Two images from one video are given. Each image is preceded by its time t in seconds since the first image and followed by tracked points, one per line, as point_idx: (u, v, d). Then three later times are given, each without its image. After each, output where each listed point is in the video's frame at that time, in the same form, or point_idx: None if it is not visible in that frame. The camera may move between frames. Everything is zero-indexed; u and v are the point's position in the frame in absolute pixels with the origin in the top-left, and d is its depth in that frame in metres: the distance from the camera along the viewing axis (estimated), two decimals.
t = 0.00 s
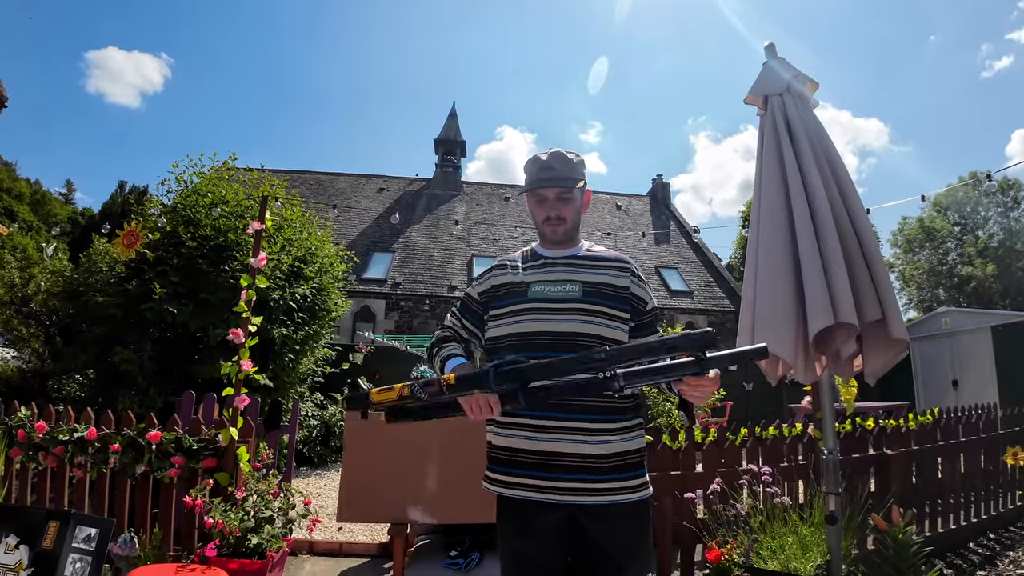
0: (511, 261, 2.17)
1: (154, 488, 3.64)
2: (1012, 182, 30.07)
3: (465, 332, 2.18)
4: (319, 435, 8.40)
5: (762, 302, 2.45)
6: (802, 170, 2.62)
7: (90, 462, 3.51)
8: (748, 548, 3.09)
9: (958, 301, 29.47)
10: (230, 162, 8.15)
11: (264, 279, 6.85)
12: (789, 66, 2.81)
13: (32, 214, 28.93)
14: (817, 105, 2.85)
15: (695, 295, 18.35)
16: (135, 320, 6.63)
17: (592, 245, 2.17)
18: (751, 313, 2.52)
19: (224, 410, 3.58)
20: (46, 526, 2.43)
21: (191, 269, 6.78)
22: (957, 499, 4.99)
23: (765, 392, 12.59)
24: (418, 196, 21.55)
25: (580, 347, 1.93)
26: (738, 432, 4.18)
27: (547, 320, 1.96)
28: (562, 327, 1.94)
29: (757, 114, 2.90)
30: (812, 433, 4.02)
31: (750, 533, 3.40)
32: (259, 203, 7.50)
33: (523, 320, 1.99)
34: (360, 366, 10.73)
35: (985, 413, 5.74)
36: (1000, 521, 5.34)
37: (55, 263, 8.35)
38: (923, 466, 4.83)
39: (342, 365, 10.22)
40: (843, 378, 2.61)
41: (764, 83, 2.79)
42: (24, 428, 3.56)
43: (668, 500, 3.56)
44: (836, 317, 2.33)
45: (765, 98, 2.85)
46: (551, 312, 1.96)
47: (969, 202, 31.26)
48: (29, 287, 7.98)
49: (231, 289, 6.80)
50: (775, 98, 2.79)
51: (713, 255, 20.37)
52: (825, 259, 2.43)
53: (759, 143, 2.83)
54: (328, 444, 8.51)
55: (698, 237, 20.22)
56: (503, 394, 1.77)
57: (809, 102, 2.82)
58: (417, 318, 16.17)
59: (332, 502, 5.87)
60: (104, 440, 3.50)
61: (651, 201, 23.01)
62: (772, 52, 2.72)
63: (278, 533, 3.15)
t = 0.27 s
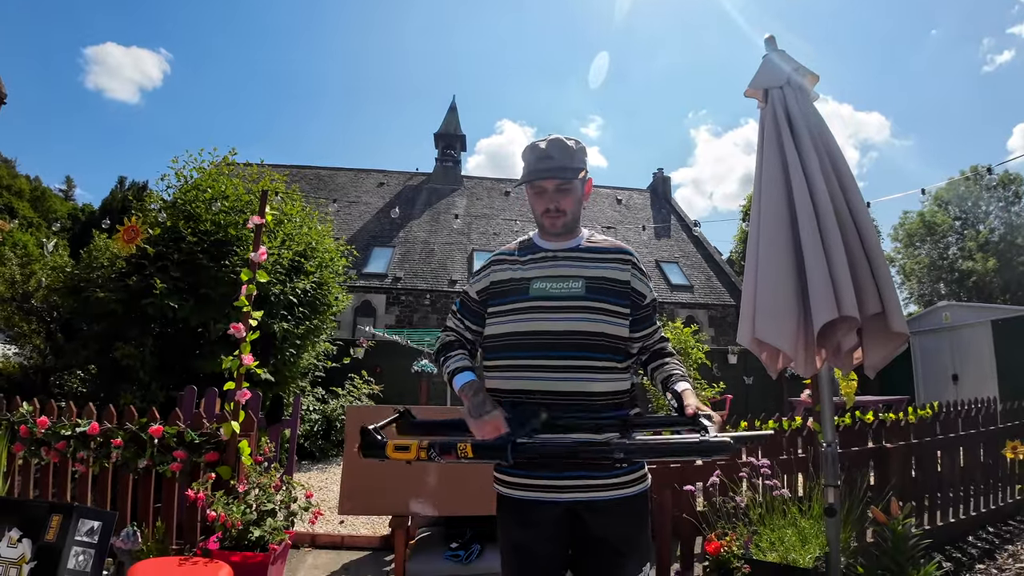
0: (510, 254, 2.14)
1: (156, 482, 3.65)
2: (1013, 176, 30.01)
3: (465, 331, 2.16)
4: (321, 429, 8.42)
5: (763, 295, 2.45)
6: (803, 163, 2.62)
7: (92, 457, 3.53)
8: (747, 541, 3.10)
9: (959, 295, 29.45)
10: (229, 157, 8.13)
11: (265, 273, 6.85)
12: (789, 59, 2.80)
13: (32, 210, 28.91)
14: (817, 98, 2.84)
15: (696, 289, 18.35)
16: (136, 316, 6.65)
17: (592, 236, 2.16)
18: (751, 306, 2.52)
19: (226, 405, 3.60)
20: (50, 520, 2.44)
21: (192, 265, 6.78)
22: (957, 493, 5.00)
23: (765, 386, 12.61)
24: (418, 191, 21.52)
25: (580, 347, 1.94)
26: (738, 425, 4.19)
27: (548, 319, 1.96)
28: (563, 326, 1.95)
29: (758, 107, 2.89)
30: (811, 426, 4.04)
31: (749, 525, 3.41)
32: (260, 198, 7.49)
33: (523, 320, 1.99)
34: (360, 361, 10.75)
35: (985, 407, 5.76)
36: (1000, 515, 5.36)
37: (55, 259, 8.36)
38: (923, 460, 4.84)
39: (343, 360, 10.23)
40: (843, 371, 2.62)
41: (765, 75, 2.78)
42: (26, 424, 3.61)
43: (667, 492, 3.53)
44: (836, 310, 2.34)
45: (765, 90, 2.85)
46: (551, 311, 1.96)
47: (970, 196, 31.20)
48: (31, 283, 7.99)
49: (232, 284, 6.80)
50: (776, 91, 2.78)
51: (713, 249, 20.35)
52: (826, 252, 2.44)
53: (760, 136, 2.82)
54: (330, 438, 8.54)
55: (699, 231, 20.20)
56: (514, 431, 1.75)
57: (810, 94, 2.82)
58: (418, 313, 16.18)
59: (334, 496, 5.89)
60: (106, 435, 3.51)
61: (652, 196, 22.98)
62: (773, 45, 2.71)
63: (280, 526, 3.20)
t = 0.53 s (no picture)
0: (504, 251, 2.10)
1: (158, 477, 3.67)
2: (1015, 170, 29.93)
3: (462, 336, 2.10)
4: (322, 423, 8.44)
5: (764, 288, 2.45)
6: (804, 156, 2.61)
7: (93, 452, 3.54)
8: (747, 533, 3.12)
9: (960, 290, 29.42)
10: (229, 151, 8.11)
11: (266, 268, 6.84)
12: (791, 51, 2.79)
13: (31, 206, 28.90)
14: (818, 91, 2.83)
15: (696, 284, 18.34)
16: (136, 310, 6.66)
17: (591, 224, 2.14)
18: (752, 299, 2.52)
19: (227, 399, 3.61)
20: (52, 514, 2.43)
21: (192, 259, 6.78)
22: (957, 487, 5.01)
23: (766, 380, 12.62)
24: (418, 185, 21.48)
25: (577, 352, 1.93)
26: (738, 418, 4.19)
27: (545, 325, 1.95)
28: (560, 330, 1.93)
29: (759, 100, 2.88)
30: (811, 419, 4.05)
31: (749, 518, 3.42)
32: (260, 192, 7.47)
33: (517, 327, 1.97)
34: (361, 355, 10.77)
35: (986, 401, 5.76)
36: (1000, 509, 5.37)
37: (55, 255, 8.35)
38: (923, 453, 4.85)
39: (344, 354, 10.25)
40: (843, 364, 2.63)
41: (766, 67, 2.77)
42: (28, 419, 3.62)
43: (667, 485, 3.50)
44: (837, 303, 2.34)
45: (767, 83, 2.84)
46: (548, 316, 1.94)
47: (971, 190, 31.13)
48: (32, 279, 8.00)
49: (232, 278, 6.80)
50: (777, 84, 2.77)
51: (714, 243, 20.33)
52: (827, 245, 2.44)
53: (761, 129, 2.82)
54: (331, 432, 8.55)
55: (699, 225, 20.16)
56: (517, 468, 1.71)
57: (811, 87, 2.81)
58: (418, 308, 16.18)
59: (336, 490, 5.91)
60: (108, 430, 3.53)
61: (652, 189, 22.93)
62: (774, 37, 2.70)
63: (282, 519, 3.19)
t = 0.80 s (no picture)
0: (520, 250, 1.93)
1: (159, 472, 3.68)
2: (1015, 164, 29.88)
3: (474, 340, 1.96)
4: (322, 417, 8.46)
5: (762, 280, 2.44)
6: (804, 148, 2.60)
7: (93, 447, 3.54)
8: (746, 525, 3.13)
9: (960, 284, 29.43)
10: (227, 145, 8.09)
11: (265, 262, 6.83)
12: (791, 42, 2.77)
13: (30, 200, 28.86)
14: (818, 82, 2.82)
15: (696, 277, 18.34)
16: (136, 305, 6.66)
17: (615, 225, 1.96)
18: (750, 291, 2.51)
19: (227, 393, 3.61)
20: (50, 509, 2.42)
21: (191, 254, 6.77)
22: (957, 480, 5.02)
23: (765, 373, 12.64)
24: (418, 178, 21.44)
25: (585, 368, 1.81)
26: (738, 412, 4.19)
27: (551, 337, 1.83)
28: (564, 345, 1.82)
29: (759, 91, 2.87)
30: (812, 413, 4.05)
31: (749, 511, 3.43)
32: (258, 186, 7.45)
33: (521, 334, 1.86)
34: (361, 349, 10.78)
35: (986, 395, 5.77)
36: (999, 502, 5.38)
37: (55, 250, 8.36)
38: (923, 447, 4.86)
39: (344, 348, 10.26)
40: (842, 357, 2.62)
41: (766, 59, 2.75)
42: (28, 414, 3.62)
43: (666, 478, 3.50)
44: (834, 295, 2.33)
45: (767, 75, 2.82)
46: (563, 332, 1.82)
47: (972, 184, 31.09)
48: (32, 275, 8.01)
49: (231, 272, 6.80)
50: (777, 75, 2.75)
51: (714, 237, 20.32)
52: (825, 237, 2.43)
53: (761, 120, 2.80)
54: (332, 426, 8.57)
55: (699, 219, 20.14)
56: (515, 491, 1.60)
57: (811, 78, 2.79)
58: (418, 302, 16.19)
59: (336, 483, 5.92)
60: (108, 425, 3.53)
61: (653, 183, 22.89)
62: (774, 28, 2.68)
63: (283, 512, 3.18)
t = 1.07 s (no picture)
0: (568, 246, 1.90)
1: (159, 466, 3.69)
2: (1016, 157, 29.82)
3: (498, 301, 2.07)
4: (323, 411, 8.48)
5: (761, 272, 2.44)
6: (804, 139, 2.59)
7: (94, 441, 3.55)
8: (746, 517, 3.14)
9: (960, 277, 29.43)
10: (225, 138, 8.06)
11: (264, 256, 6.82)
12: (792, 33, 2.76)
13: (28, 196, 28.82)
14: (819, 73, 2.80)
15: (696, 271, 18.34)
16: (135, 300, 6.67)
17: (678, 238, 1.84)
18: (749, 283, 2.51)
19: (227, 386, 3.62)
20: (51, 503, 2.37)
21: (190, 248, 6.76)
22: (956, 473, 5.04)
23: (765, 367, 12.66)
24: (417, 172, 21.39)
25: (615, 381, 1.81)
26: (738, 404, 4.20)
27: (581, 345, 1.84)
28: (592, 355, 1.83)
29: (760, 82, 2.85)
30: (811, 405, 4.06)
31: (749, 503, 3.44)
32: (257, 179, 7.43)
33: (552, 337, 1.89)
34: (361, 343, 10.79)
35: (985, 388, 5.78)
36: (998, 495, 5.40)
37: (54, 245, 8.35)
38: (922, 440, 4.87)
39: (344, 342, 10.26)
40: (841, 349, 2.63)
41: (767, 49, 2.74)
42: (29, 409, 3.62)
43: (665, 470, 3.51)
44: (833, 287, 2.33)
45: (768, 66, 2.81)
46: (596, 343, 1.81)
47: (972, 177, 31.04)
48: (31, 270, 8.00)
49: (230, 266, 6.80)
50: (778, 66, 2.74)
51: (714, 231, 20.29)
52: (825, 229, 2.42)
53: (761, 112, 2.79)
54: (332, 419, 8.59)
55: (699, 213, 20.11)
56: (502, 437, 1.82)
57: (812, 69, 2.77)
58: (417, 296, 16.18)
59: (337, 476, 5.94)
60: (108, 419, 3.54)
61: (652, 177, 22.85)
62: (775, 19, 2.67)
63: (284, 505, 3.19)
